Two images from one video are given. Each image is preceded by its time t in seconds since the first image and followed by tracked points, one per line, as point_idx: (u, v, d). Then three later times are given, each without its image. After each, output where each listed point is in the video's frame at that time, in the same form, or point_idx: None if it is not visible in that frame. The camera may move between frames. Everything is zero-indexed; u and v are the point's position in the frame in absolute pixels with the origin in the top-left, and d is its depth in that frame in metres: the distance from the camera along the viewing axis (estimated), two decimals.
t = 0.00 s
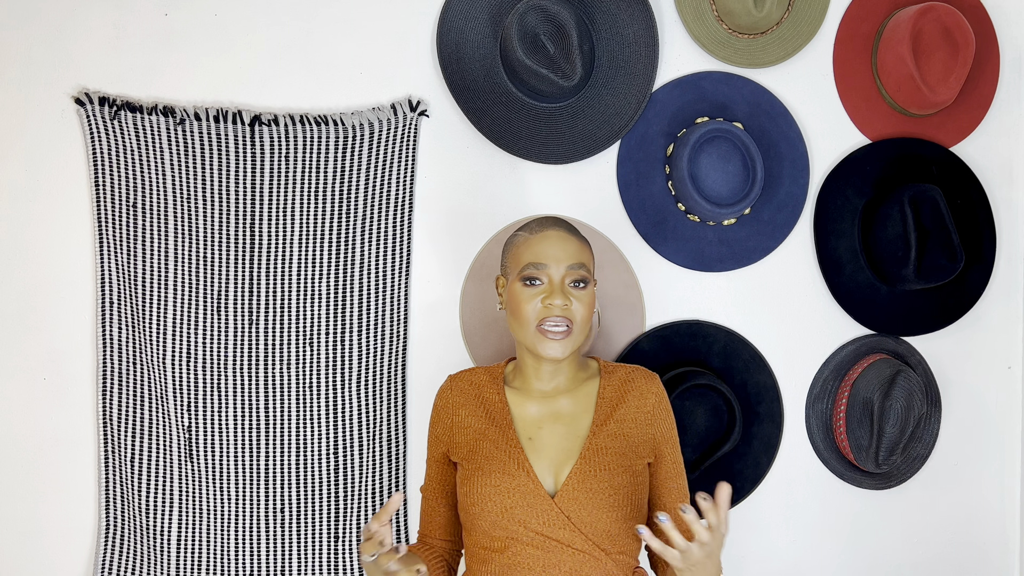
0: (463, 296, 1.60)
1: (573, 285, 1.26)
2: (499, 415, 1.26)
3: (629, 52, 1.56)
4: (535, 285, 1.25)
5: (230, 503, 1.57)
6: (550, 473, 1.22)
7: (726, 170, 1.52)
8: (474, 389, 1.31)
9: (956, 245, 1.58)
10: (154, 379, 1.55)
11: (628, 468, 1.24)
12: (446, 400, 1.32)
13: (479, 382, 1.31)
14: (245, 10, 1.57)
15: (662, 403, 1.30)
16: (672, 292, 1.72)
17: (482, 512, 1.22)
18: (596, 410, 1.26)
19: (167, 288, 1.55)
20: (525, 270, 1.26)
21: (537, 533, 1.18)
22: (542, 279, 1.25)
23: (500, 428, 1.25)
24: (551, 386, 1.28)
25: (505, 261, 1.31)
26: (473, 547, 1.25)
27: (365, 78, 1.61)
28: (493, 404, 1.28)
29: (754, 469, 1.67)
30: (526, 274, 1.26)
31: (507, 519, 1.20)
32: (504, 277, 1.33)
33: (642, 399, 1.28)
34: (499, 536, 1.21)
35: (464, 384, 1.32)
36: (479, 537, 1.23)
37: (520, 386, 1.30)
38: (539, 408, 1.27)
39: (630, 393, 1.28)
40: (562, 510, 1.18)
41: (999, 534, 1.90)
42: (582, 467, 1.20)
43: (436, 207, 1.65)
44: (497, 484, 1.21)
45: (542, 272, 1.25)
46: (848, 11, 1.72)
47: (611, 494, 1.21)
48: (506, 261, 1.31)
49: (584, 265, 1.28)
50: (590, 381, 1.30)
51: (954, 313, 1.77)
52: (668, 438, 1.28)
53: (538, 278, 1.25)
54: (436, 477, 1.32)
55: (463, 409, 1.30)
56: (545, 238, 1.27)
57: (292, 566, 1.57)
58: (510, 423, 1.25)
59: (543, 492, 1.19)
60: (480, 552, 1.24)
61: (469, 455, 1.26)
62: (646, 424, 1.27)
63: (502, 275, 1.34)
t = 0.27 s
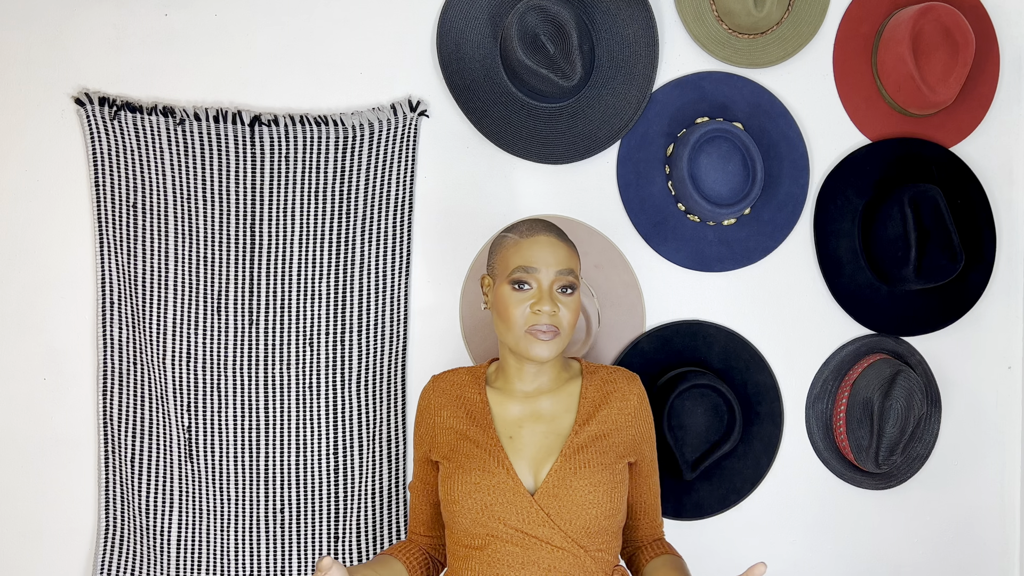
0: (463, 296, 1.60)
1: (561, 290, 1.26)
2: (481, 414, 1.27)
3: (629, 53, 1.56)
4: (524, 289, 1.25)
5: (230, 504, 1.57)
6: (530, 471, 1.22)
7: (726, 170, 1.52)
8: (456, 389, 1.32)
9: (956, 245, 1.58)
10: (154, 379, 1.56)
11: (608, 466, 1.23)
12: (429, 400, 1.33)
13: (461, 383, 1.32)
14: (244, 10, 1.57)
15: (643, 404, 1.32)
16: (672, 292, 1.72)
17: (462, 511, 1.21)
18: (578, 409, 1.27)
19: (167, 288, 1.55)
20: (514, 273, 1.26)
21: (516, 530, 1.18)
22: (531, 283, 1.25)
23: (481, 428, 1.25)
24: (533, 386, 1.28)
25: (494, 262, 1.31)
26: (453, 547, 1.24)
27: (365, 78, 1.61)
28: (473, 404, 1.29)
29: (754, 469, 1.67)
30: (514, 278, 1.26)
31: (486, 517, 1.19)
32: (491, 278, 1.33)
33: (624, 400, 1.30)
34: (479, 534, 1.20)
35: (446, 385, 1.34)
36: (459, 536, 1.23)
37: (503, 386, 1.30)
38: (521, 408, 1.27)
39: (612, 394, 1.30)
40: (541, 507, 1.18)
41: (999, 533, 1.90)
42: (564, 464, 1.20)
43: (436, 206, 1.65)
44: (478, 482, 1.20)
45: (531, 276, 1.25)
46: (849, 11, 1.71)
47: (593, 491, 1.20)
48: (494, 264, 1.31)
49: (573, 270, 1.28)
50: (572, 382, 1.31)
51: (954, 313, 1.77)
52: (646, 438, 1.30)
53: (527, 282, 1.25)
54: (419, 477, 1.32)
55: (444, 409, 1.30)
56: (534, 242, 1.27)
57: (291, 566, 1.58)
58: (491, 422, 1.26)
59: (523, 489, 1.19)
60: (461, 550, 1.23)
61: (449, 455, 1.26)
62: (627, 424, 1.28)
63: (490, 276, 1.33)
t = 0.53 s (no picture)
0: (463, 296, 1.60)
1: (550, 290, 1.26)
2: (475, 413, 1.27)
3: (629, 53, 1.56)
4: (512, 289, 1.25)
5: (230, 503, 1.57)
6: (523, 470, 1.21)
7: (726, 170, 1.52)
8: (450, 389, 1.32)
9: (956, 245, 1.58)
10: (154, 379, 1.56)
11: (601, 464, 1.22)
12: (424, 400, 1.33)
13: (456, 382, 1.33)
14: (244, 9, 1.57)
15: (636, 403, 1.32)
16: (672, 292, 1.72)
17: (456, 509, 1.21)
18: (570, 409, 1.27)
19: (167, 288, 1.55)
20: (503, 273, 1.26)
21: (510, 528, 1.18)
22: (519, 283, 1.25)
23: (475, 428, 1.25)
24: (526, 385, 1.28)
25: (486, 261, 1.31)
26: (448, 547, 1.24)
27: (365, 78, 1.61)
28: (467, 403, 1.29)
29: (754, 468, 1.67)
30: (503, 278, 1.26)
31: (480, 515, 1.19)
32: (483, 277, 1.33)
33: (617, 399, 1.30)
34: (473, 532, 1.20)
35: (440, 385, 1.34)
36: (454, 535, 1.23)
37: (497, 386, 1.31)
38: (514, 408, 1.27)
39: (604, 393, 1.30)
40: (534, 506, 1.18)
41: (999, 533, 1.90)
42: (556, 463, 1.20)
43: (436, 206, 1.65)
44: (471, 481, 1.20)
45: (520, 276, 1.25)
46: (849, 11, 1.71)
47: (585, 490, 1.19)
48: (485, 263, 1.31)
49: (562, 270, 1.27)
50: (565, 382, 1.31)
51: (954, 313, 1.77)
52: (640, 437, 1.30)
53: (515, 282, 1.25)
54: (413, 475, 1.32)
55: (439, 409, 1.31)
56: (523, 242, 1.26)
57: (292, 566, 1.57)
58: (485, 421, 1.26)
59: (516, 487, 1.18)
60: (455, 549, 1.23)
61: (443, 454, 1.26)
62: (620, 423, 1.28)
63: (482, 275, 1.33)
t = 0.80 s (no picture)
0: (463, 297, 1.60)
1: (550, 287, 1.26)
2: (480, 414, 1.28)
3: (629, 53, 1.56)
4: (513, 286, 1.26)
5: (230, 503, 1.57)
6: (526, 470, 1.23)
7: (726, 170, 1.52)
8: (455, 389, 1.32)
9: (956, 245, 1.58)
10: (154, 378, 1.56)
11: (601, 464, 1.22)
12: (428, 400, 1.33)
13: (461, 382, 1.33)
14: (244, 10, 1.57)
15: (639, 401, 1.30)
16: (672, 292, 1.72)
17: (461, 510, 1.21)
18: (572, 409, 1.27)
19: (167, 288, 1.55)
20: (502, 271, 1.27)
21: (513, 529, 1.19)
22: (519, 281, 1.26)
23: (480, 428, 1.26)
24: (529, 384, 1.29)
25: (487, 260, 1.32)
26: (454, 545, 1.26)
27: (365, 78, 1.61)
28: (473, 404, 1.29)
29: (754, 469, 1.67)
30: (503, 275, 1.26)
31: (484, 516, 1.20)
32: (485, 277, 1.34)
33: (619, 397, 1.29)
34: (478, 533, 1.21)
35: (445, 384, 1.34)
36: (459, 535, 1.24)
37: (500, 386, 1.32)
38: (518, 407, 1.28)
39: (606, 391, 1.29)
40: (537, 506, 1.18)
41: (999, 533, 1.90)
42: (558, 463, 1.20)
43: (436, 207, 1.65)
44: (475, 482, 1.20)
45: (519, 274, 1.26)
46: (849, 11, 1.71)
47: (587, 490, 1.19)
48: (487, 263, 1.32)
49: (562, 267, 1.28)
50: (568, 380, 1.31)
51: (954, 313, 1.77)
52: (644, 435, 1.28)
53: (515, 279, 1.26)
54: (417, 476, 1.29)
55: (444, 407, 1.30)
56: (522, 240, 1.27)
57: (292, 566, 1.57)
58: (489, 420, 1.27)
59: (518, 488, 1.19)
60: (462, 547, 1.24)
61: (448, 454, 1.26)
62: (622, 421, 1.27)
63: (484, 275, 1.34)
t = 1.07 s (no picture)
0: (463, 297, 1.60)
1: (567, 289, 1.25)
2: (495, 413, 1.27)
3: (629, 53, 1.56)
4: (529, 289, 1.25)
5: (230, 503, 1.57)
6: (542, 470, 1.22)
7: (726, 170, 1.52)
8: (470, 389, 1.32)
9: (956, 245, 1.58)
10: (154, 377, 1.55)
11: (617, 461, 1.24)
12: (443, 399, 1.33)
13: (475, 382, 1.32)
14: (244, 10, 1.57)
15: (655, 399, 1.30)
16: (672, 292, 1.72)
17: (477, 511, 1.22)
18: (587, 408, 1.27)
19: (167, 288, 1.55)
20: (519, 274, 1.25)
21: (530, 530, 1.19)
22: (536, 284, 1.25)
23: (496, 429, 1.25)
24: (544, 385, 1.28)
25: (501, 262, 1.31)
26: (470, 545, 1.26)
27: (365, 78, 1.61)
28: (489, 404, 1.29)
29: (755, 469, 1.67)
30: (519, 279, 1.26)
31: (500, 517, 1.20)
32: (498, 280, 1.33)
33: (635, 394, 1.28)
34: (494, 533, 1.21)
35: (459, 383, 1.34)
36: (475, 535, 1.24)
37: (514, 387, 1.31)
38: (533, 408, 1.27)
39: (622, 389, 1.28)
40: (554, 507, 1.19)
41: (999, 533, 1.90)
42: (574, 463, 1.21)
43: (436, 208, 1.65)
44: (492, 483, 1.21)
45: (535, 277, 1.25)
46: (849, 11, 1.71)
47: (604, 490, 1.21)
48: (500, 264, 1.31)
49: (578, 270, 1.27)
50: (583, 381, 1.30)
51: (954, 313, 1.77)
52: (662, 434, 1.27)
53: (532, 282, 1.25)
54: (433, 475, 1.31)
55: (459, 408, 1.31)
56: (538, 242, 1.26)
57: (292, 566, 1.57)
58: (505, 421, 1.26)
59: (537, 489, 1.19)
60: (478, 547, 1.25)
61: (465, 454, 1.27)
62: (637, 420, 1.27)
63: (497, 277, 1.33)
